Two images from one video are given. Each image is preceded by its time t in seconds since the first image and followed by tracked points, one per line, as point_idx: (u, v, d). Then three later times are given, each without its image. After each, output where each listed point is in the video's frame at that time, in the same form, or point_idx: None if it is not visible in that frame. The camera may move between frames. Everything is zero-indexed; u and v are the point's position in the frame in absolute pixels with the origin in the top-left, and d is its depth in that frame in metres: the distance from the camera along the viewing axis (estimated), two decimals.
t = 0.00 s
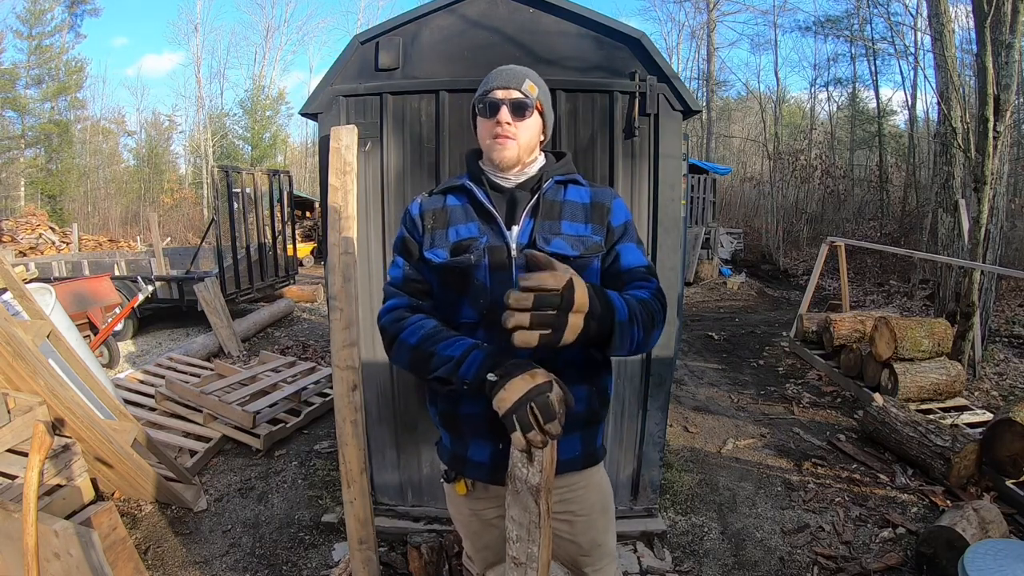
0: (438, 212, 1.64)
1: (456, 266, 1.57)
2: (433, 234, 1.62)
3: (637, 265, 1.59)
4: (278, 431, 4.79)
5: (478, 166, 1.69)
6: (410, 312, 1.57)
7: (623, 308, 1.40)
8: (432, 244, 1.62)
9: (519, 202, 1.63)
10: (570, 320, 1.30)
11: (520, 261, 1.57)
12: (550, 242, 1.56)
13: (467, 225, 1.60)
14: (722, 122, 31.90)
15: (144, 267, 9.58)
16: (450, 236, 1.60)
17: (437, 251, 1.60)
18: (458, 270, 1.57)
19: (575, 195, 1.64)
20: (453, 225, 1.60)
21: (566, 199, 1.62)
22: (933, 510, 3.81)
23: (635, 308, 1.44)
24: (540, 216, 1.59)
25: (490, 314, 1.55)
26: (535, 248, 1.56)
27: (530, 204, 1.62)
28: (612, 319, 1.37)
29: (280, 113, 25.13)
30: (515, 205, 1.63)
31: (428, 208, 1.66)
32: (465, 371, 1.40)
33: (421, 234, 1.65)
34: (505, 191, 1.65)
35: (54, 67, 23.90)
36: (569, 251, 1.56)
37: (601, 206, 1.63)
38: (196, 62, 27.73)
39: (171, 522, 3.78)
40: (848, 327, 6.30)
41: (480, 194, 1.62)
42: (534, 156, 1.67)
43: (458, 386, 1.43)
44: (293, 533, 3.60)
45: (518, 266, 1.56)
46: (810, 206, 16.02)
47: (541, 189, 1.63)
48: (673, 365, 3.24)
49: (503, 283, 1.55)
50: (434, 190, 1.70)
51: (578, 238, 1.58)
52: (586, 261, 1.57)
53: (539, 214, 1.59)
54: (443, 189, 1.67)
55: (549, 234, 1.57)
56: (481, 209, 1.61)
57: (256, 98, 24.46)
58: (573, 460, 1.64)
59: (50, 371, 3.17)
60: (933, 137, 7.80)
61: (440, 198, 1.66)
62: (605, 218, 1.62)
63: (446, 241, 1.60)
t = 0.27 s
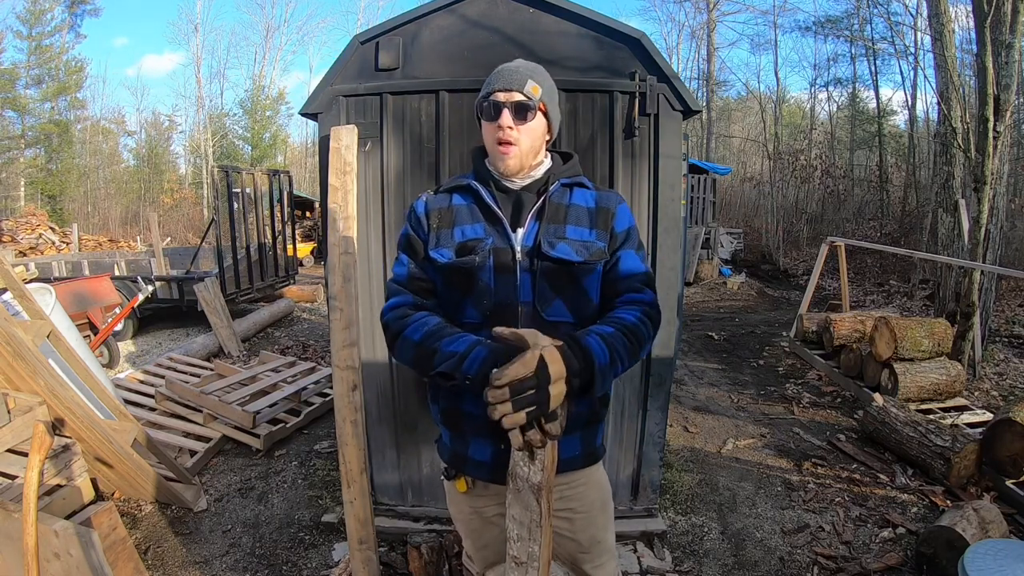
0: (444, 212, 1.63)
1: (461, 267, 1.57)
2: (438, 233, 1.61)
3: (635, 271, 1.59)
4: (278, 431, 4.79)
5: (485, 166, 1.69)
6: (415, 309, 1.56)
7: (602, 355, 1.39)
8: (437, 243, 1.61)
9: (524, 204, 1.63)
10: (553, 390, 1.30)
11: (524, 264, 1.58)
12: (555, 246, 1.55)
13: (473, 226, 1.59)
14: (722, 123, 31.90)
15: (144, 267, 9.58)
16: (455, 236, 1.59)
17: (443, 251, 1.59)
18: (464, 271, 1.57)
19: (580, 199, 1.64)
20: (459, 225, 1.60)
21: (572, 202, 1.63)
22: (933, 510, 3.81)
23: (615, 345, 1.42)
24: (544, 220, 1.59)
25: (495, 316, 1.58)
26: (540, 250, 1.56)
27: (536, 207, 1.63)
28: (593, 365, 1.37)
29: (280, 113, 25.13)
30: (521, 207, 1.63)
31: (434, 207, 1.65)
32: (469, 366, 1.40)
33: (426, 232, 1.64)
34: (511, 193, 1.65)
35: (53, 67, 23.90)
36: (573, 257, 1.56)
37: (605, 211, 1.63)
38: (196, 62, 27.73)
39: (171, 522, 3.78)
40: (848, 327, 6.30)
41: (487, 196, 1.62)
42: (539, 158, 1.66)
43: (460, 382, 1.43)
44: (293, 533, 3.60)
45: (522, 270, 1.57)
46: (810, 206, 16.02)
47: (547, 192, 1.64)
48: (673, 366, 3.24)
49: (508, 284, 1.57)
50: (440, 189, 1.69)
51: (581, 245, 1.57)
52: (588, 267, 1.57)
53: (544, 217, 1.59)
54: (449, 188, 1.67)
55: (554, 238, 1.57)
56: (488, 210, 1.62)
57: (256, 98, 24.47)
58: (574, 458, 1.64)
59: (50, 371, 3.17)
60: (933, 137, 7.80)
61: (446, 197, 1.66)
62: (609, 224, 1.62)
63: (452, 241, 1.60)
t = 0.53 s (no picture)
0: (445, 212, 1.64)
1: (462, 266, 1.57)
2: (439, 233, 1.61)
3: (634, 271, 1.59)
4: (278, 431, 4.79)
5: (486, 166, 1.69)
6: (415, 309, 1.56)
7: (597, 352, 1.39)
8: (439, 243, 1.61)
9: (526, 204, 1.64)
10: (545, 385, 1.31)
11: (525, 264, 1.57)
12: (556, 246, 1.55)
13: (474, 226, 1.59)
14: (722, 123, 31.90)
15: (144, 267, 9.58)
16: (456, 236, 1.59)
17: (444, 251, 1.59)
18: (465, 271, 1.57)
19: (580, 199, 1.64)
20: (460, 225, 1.60)
21: (572, 203, 1.63)
22: (933, 510, 3.81)
23: (610, 342, 1.42)
24: (545, 219, 1.59)
25: (495, 316, 1.58)
26: (540, 250, 1.56)
27: (537, 207, 1.63)
28: (587, 364, 1.36)
29: (280, 113, 25.13)
30: (523, 208, 1.64)
31: (435, 207, 1.65)
32: (468, 365, 1.40)
33: (427, 232, 1.64)
34: (513, 193, 1.65)
35: (53, 67, 23.90)
36: (573, 257, 1.55)
37: (605, 211, 1.63)
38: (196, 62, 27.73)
39: (171, 522, 3.78)
40: (848, 327, 6.30)
41: (488, 196, 1.62)
42: (539, 158, 1.66)
43: (460, 381, 1.43)
44: (293, 533, 3.60)
45: (523, 270, 1.56)
46: (810, 206, 16.02)
47: (548, 192, 1.64)
48: (673, 366, 3.24)
49: (509, 284, 1.57)
50: (441, 189, 1.69)
51: (580, 245, 1.57)
52: (589, 267, 1.56)
53: (545, 217, 1.59)
54: (450, 188, 1.67)
55: (555, 238, 1.56)
56: (489, 210, 1.62)
57: (256, 98, 24.47)
58: (572, 457, 1.64)
59: (50, 371, 3.18)
60: (933, 137, 7.80)
61: (447, 197, 1.66)
62: (609, 224, 1.62)
63: (453, 241, 1.60)
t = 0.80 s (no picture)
0: (442, 214, 1.63)
1: (460, 270, 1.57)
2: (436, 236, 1.60)
3: (637, 275, 1.61)
4: (278, 431, 4.79)
5: (484, 168, 1.68)
6: (411, 313, 1.57)
7: (611, 337, 1.40)
8: (436, 246, 1.60)
9: (524, 206, 1.63)
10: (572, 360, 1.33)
11: (524, 266, 1.58)
12: (555, 249, 1.56)
13: (472, 228, 1.59)
14: (722, 123, 31.90)
15: (144, 267, 9.57)
16: (454, 239, 1.59)
17: (441, 254, 1.58)
18: (463, 274, 1.57)
19: (580, 200, 1.64)
20: (457, 228, 1.60)
21: (571, 204, 1.62)
22: (933, 510, 3.81)
23: (624, 333, 1.44)
24: (544, 222, 1.59)
25: (493, 317, 1.57)
26: (539, 253, 1.56)
27: (535, 209, 1.62)
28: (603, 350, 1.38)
29: (280, 113, 25.14)
30: (521, 210, 1.63)
31: (432, 210, 1.64)
32: (463, 370, 1.41)
33: (425, 234, 1.63)
34: (511, 195, 1.65)
35: (53, 67, 23.90)
36: (572, 259, 1.56)
37: (605, 213, 1.64)
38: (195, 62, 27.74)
39: (171, 522, 3.78)
40: (848, 327, 6.30)
41: (485, 197, 1.62)
42: (539, 157, 1.67)
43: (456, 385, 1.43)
44: (293, 533, 3.60)
45: (522, 272, 1.56)
46: (810, 206, 16.01)
47: (547, 194, 1.64)
48: (673, 366, 3.24)
49: (507, 286, 1.57)
50: (438, 191, 1.68)
51: (581, 245, 1.58)
52: (589, 268, 1.58)
53: (543, 219, 1.59)
54: (447, 190, 1.66)
55: (554, 241, 1.57)
56: (487, 213, 1.61)
57: (256, 98, 24.47)
58: (571, 458, 1.64)
59: (50, 371, 3.18)
60: (933, 137, 7.80)
61: (444, 199, 1.65)
62: (609, 226, 1.63)
63: (450, 244, 1.59)
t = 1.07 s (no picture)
0: (441, 217, 1.62)
1: (459, 272, 1.57)
2: (436, 239, 1.60)
3: (640, 276, 1.62)
4: (278, 431, 4.79)
5: (482, 169, 1.67)
6: (410, 315, 1.57)
7: (622, 336, 1.43)
8: (435, 249, 1.60)
9: (523, 208, 1.63)
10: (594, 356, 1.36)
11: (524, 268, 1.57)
12: (555, 251, 1.55)
13: (472, 231, 1.59)
14: (722, 123, 31.89)
15: (144, 267, 9.57)
16: (454, 242, 1.59)
17: (441, 257, 1.58)
18: (463, 276, 1.57)
19: (581, 201, 1.64)
20: (457, 230, 1.60)
21: (571, 206, 1.63)
22: (933, 510, 3.81)
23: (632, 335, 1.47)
24: (544, 224, 1.59)
25: (493, 320, 1.57)
26: (539, 255, 1.56)
27: (535, 210, 1.62)
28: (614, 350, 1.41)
29: (280, 113, 25.14)
30: (520, 211, 1.63)
31: (431, 212, 1.64)
32: (460, 372, 1.40)
33: (424, 237, 1.63)
34: (510, 197, 1.65)
35: (53, 67, 23.89)
36: (572, 261, 1.56)
37: (605, 213, 1.64)
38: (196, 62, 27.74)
39: (171, 522, 3.78)
40: (848, 327, 6.30)
41: (484, 200, 1.61)
42: (540, 160, 1.68)
43: (453, 386, 1.43)
44: (293, 533, 3.60)
45: (523, 275, 1.56)
46: (810, 206, 16.01)
47: (546, 195, 1.64)
48: (673, 366, 3.24)
49: (507, 288, 1.56)
50: (436, 193, 1.68)
51: (582, 246, 1.58)
52: (591, 268, 1.58)
53: (543, 221, 1.58)
54: (445, 192, 1.66)
55: (554, 243, 1.57)
56: (486, 215, 1.61)
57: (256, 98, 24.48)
58: (571, 460, 1.64)
59: (50, 371, 3.18)
60: (933, 137, 7.80)
61: (443, 201, 1.65)
62: (609, 227, 1.63)
63: (449, 247, 1.59)
